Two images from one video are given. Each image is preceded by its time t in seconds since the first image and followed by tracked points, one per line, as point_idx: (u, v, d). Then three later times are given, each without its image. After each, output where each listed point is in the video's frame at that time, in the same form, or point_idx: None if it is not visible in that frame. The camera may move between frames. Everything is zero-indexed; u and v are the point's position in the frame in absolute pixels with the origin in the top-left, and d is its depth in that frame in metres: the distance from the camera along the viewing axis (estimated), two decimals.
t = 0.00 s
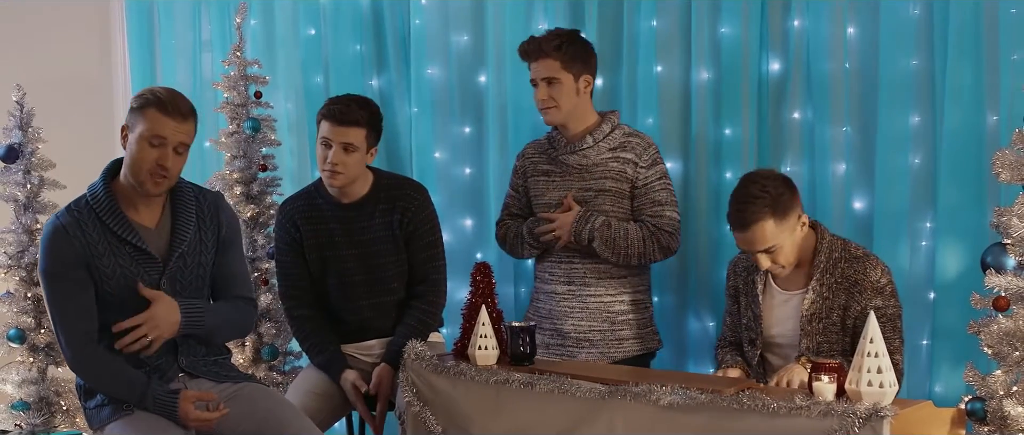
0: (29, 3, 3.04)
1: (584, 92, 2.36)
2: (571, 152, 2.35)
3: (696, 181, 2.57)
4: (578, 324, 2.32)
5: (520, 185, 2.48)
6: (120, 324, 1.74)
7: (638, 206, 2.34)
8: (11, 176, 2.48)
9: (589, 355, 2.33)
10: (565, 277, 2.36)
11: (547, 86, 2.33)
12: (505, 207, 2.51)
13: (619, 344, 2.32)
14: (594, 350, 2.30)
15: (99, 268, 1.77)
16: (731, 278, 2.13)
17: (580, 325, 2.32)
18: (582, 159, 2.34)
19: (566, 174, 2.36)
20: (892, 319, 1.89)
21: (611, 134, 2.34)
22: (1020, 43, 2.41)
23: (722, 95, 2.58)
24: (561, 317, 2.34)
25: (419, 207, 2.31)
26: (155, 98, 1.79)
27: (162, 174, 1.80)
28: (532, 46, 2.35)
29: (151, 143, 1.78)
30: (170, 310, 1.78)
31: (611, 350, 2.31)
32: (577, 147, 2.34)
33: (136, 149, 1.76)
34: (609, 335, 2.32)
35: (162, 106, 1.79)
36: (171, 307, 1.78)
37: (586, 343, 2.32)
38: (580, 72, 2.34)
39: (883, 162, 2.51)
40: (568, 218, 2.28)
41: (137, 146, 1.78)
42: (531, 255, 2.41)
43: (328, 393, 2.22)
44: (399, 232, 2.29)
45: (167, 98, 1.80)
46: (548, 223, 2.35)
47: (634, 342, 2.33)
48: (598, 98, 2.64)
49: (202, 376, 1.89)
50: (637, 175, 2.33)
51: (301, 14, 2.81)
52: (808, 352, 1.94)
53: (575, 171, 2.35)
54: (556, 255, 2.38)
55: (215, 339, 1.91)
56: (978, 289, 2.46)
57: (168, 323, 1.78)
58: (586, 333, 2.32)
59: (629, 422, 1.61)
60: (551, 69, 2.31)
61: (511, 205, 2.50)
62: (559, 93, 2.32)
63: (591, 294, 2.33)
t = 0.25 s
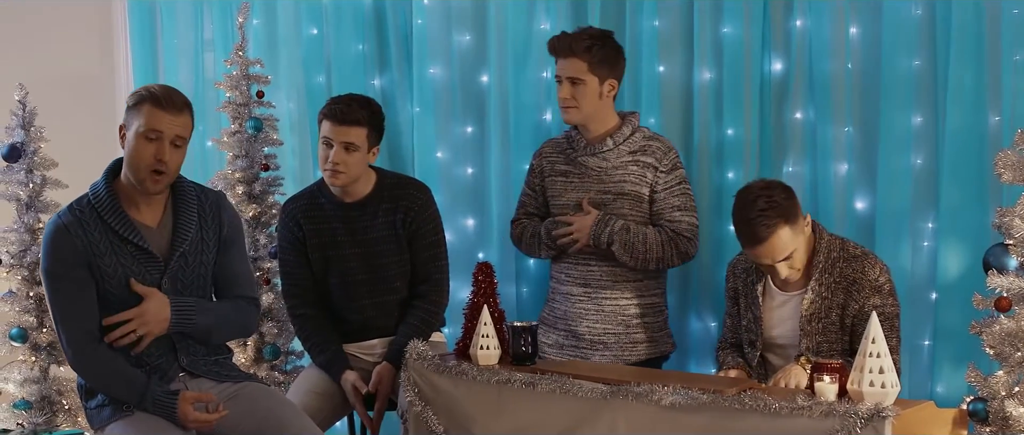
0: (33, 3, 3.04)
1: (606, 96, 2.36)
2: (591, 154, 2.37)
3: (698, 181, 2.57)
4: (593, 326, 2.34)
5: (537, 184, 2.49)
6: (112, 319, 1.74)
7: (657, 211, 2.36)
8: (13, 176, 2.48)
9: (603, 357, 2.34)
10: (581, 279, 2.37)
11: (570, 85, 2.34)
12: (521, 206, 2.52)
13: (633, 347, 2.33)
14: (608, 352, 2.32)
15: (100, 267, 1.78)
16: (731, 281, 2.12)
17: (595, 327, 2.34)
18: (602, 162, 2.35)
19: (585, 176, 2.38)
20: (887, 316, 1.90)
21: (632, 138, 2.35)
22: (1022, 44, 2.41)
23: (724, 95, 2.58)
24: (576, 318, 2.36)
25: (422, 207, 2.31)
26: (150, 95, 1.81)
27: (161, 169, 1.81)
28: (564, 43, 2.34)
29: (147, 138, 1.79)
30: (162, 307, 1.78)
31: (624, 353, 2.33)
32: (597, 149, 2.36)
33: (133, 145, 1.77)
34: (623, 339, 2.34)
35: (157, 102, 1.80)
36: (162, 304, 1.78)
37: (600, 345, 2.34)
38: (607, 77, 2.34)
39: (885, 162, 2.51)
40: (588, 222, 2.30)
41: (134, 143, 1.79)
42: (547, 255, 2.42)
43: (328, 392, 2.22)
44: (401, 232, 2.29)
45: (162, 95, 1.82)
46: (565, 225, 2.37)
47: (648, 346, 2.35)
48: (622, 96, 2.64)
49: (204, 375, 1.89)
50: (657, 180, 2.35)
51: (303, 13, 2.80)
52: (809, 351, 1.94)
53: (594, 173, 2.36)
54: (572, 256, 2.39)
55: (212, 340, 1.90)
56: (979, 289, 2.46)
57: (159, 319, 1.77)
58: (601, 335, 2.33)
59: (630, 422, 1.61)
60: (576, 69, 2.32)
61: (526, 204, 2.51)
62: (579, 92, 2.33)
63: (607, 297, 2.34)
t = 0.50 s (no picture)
0: (38, 2, 3.04)
1: (626, 99, 2.37)
2: (605, 156, 2.37)
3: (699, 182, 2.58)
4: (605, 328, 2.35)
5: (552, 183, 2.50)
6: (121, 309, 1.74)
7: (672, 215, 2.36)
8: (15, 175, 2.48)
9: (614, 359, 2.35)
10: (594, 280, 2.38)
11: (591, 85, 2.34)
12: (535, 205, 2.54)
13: (644, 351, 2.33)
14: (620, 355, 2.33)
15: (109, 264, 1.78)
16: (734, 280, 2.13)
17: (608, 330, 2.34)
18: (617, 165, 2.35)
19: (599, 178, 2.38)
20: (894, 319, 1.90)
21: (647, 141, 2.35)
22: None
23: (726, 95, 2.57)
24: (589, 320, 2.37)
25: (425, 208, 2.31)
26: (156, 93, 1.81)
27: (172, 165, 1.81)
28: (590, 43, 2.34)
29: (156, 136, 1.80)
30: (171, 300, 1.78)
31: (636, 356, 2.34)
32: (612, 152, 2.36)
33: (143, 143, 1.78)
34: (635, 342, 2.34)
35: (164, 100, 1.81)
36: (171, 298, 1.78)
37: (612, 347, 2.34)
38: (629, 80, 2.35)
39: (887, 165, 2.50)
40: (601, 226, 2.31)
41: (143, 142, 1.80)
42: (559, 256, 2.45)
43: (329, 392, 2.23)
44: (404, 232, 2.29)
45: (169, 93, 1.82)
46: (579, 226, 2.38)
47: (659, 349, 2.35)
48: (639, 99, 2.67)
49: (205, 376, 1.89)
50: (672, 184, 2.35)
51: (305, 13, 2.80)
52: (811, 349, 1.95)
53: (609, 175, 2.37)
54: (586, 258, 2.40)
55: (217, 337, 1.90)
56: (981, 290, 2.45)
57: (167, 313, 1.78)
58: (613, 338, 2.34)
59: (630, 422, 1.61)
60: (597, 69, 2.32)
61: (541, 203, 2.53)
62: (598, 94, 2.33)
63: (620, 299, 2.35)
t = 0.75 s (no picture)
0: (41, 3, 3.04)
1: (635, 101, 2.36)
2: (613, 156, 2.37)
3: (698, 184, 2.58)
4: (609, 329, 2.34)
5: (558, 182, 2.50)
6: (137, 305, 1.75)
7: (677, 216, 2.36)
8: (14, 176, 2.48)
9: (617, 361, 2.35)
10: (598, 282, 2.37)
11: (601, 85, 2.33)
12: (541, 204, 2.54)
13: (648, 353, 2.34)
14: (623, 357, 2.33)
15: (119, 263, 1.78)
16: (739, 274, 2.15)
17: (611, 331, 2.34)
18: (624, 166, 2.35)
19: (606, 178, 2.38)
20: (898, 324, 1.91)
21: (655, 142, 2.34)
22: None
23: (726, 97, 2.57)
24: (592, 321, 2.37)
25: (429, 209, 2.31)
26: (165, 94, 1.82)
27: (183, 164, 1.82)
28: (601, 43, 2.33)
29: (165, 136, 1.81)
30: (186, 298, 1.79)
31: (639, 358, 2.34)
32: (620, 152, 2.35)
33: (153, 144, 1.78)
34: (638, 344, 2.34)
35: (173, 101, 1.82)
36: (185, 295, 1.79)
37: (615, 349, 2.34)
38: (638, 82, 2.35)
39: (887, 166, 2.50)
40: (604, 227, 2.31)
41: (153, 142, 1.81)
42: (563, 255, 2.46)
43: (328, 393, 2.23)
44: (408, 232, 2.29)
45: (178, 93, 1.83)
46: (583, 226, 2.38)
47: (662, 351, 2.36)
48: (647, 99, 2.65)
49: (206, 377, 1.89)
50: (678, 185, 2.35)
51: (304, 14, 2.80)
52: (813, 350, 1.96)
53: (616, 176, 2.37)
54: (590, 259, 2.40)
55: (226, 337, 1.92)
56: (980, 291, 2.46)
57: (180, 311, 1.79)
58: (616, 339, 2.34)
59: (630, 422, 1.61)
60: (609, 69, 2.31)
61: (546, 202, 2.53)
62: (609, 94, 2.33)
63: (624, 301, 2.35)
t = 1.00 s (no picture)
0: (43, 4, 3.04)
1: (640, 104, 2.37)
2: (616, 157, 2.37)
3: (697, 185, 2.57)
4: (610, 331, 2.35)
5: (561, 183, 2.50)
6: (148, 295, 1.74)
7: (680, 217, 2.37)
8: (14, 179, 2.48)
9: (618, 363, 2.35)
10: (599, 283, 2.37)
11: (605, 88, 2.34)
12: (543, 205, 2.53)
13: (649, 355, 2.35)
14: (624, 358, 2.33)
15: (123, 262, 1.79)
16: (747, 272, 2.14)
17: (612, 333, 2.34)
18: (628, 166, 2.35)
19: (610, 179, 2.38)
20: (899, 329, 1.91)
21: (659, 144, 2.35)
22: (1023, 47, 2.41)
23: (726, 98, 2.57)
24: (593, 323, 2.37)
25: (439, 211, 2.31)
26: (164, 96, 1.84)
27: (182, 163, 1.83)
28: (605, 46, 2.34)
29: (165, 136, 1.82)
30: (197, 291, 1.80)
31: (640, 359, 2.34)
32: (623, 153, 2.36)
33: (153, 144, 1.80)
34: (639, 345, 2.34)
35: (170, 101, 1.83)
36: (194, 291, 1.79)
37: (616, 350, 2.34)
38: (642, 85, 2.35)
39: (887, 167, 2.50)
40: (606, 228, 2.32)
41: (153, 143, 1.82)
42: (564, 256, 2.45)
43: (329, 395, 2.22)
44: (416, 236, 2.29)
45: (177, 94, 1.85)
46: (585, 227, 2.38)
47: (663, 353, 2.36)
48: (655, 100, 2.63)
49: (207, 378, 1.89)
50: (681, 186, 2.36)
51: (305, 16, 2.80)
52: (813, 350, 1.97)
53: (619, 177, 2.37)
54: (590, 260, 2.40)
55: (231, 337, 1.93)
56: (980, 293, 2.46)
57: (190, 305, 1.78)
58: (618, 341, 2.34)
59: (630, 423, 1.61)
60: (614, 73, 2.32)
61: (548, 204, 2.52)
62: (613, 97, 2.33)
63: (625, 302, 2.35)
